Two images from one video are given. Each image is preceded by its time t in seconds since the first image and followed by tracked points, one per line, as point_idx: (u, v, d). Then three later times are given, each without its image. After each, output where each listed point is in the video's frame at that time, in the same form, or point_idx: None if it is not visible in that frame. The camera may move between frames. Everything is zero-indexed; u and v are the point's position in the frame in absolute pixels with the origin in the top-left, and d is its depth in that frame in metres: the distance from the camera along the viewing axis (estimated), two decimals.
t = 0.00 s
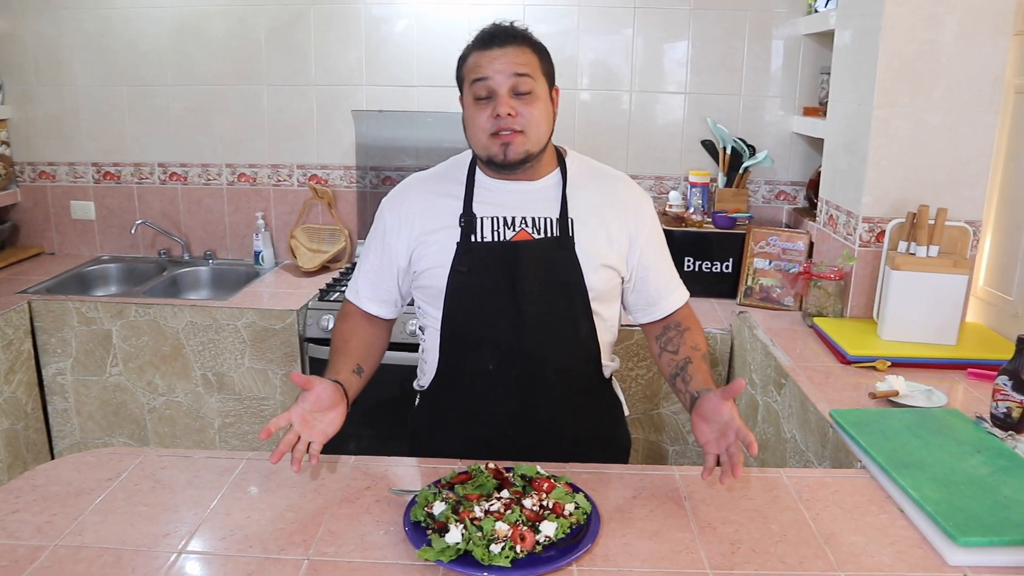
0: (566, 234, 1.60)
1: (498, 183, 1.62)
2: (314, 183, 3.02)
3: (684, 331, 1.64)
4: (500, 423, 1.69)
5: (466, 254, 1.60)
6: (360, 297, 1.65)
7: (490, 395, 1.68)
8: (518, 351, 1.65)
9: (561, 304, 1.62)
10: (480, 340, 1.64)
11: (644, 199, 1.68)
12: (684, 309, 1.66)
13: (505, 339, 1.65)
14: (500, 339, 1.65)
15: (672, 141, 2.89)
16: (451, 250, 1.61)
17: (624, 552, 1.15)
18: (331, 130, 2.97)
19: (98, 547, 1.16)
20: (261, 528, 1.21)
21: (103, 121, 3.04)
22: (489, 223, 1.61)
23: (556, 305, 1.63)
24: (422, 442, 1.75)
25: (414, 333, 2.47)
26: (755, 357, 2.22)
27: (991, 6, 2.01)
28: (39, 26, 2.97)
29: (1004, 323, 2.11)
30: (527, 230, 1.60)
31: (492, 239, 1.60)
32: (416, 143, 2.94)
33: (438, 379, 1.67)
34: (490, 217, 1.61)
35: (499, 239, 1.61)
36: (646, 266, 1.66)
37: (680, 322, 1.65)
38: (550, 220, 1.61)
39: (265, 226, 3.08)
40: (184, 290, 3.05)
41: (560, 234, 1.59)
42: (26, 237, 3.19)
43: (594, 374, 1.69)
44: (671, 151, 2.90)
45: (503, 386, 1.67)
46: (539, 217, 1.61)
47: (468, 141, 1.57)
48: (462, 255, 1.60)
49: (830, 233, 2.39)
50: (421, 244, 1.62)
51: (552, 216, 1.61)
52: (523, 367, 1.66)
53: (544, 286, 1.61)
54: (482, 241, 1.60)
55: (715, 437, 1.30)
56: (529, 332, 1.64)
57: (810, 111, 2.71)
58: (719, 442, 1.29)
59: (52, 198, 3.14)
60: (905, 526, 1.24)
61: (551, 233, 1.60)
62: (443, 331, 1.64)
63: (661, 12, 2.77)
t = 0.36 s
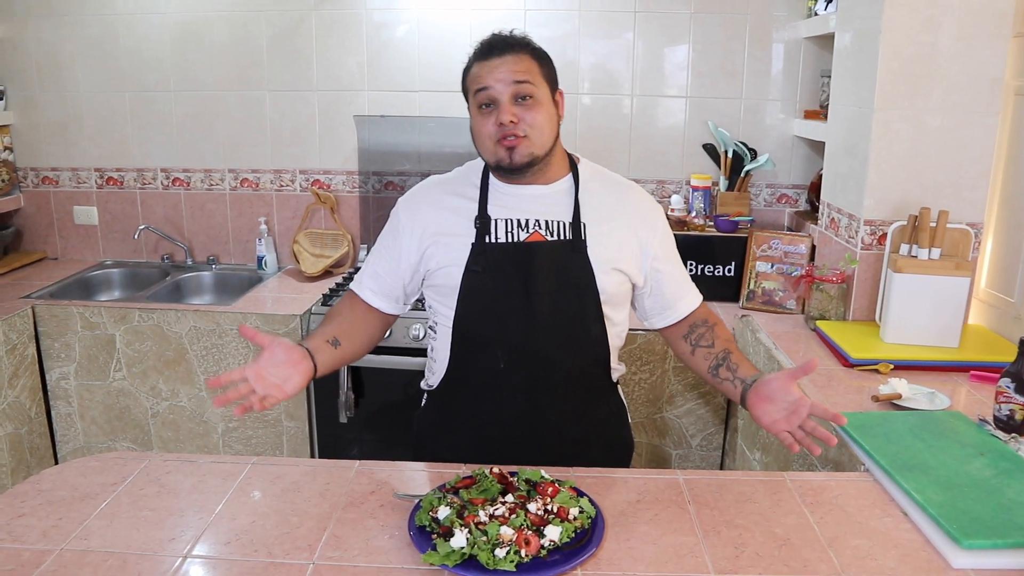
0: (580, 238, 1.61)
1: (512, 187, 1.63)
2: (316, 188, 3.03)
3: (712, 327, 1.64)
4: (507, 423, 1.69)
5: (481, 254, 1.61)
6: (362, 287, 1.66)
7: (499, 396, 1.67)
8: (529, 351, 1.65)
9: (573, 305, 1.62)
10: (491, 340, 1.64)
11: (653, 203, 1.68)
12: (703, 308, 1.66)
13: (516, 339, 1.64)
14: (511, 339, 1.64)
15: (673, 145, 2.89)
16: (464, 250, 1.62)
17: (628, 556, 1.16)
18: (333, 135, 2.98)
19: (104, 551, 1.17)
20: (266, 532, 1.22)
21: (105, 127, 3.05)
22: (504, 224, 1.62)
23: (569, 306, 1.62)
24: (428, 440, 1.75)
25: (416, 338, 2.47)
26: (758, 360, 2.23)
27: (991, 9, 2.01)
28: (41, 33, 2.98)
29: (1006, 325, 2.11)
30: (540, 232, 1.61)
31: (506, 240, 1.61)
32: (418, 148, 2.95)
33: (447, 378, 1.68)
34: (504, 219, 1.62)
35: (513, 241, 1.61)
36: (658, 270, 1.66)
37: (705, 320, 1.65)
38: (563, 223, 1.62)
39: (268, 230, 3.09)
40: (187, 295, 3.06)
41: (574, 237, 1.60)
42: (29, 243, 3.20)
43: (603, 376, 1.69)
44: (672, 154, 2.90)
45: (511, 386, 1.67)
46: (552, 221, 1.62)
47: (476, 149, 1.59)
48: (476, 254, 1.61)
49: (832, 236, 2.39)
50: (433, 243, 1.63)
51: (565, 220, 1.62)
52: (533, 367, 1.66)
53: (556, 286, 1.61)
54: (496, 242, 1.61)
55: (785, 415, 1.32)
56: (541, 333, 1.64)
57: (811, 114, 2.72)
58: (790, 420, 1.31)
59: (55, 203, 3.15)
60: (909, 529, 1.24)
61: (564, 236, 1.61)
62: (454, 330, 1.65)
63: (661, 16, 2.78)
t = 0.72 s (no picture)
0: (569, 248, 1.61)
1: (504, 198, 1.63)
2: (308, 196, 3.02)
3: (684, 344, 1.65)
4: (495, 430, 1.69)
5: (470, 263, 1.61)
6: (364, 299, 1.67)
7: (485, 403, 1.67)
8: (517, 358, 1.65)
9: (560, 313, 1.63)
10: (478, 348, 1.64)
11: (640, 216, 1.69)
12: (681, 323, 1.68)
13: (503, 347, 1.65)
14: (498, 346, 1.65)
15: (664, 154, 2.90)
16: (456, 259, 1.62)
17: (621, 564, 1.16)
18: (325, 144, 2.98)
19: (94, 563, 1.16)
20: (258, 542, 1.21)
21: (96, 136, 3.04)
22: (494, 234, 1.62)
23: (555, 314, 1.63)
24: (418, 448, 1.75)
25: (408, 347, 2.46)
26: (749, 368, 2.23)
27: (978, 21, 2.03)
28: (32, 42, 2.98)
29: (995, 333, 2.13)
30: (529, 242, 1.62)
31: (496, 250, 1.62)
32: (410, 157, 2.95)
33: (435, 386, 1.68)
34: (495, 228, 1.62)
35: (502, 251, 1.62)
36: (643, 283, 1.67)
37: (679, 335, 1.67)
38: (553, 234, 1.62)
39: (259, 239, 3.08)
40: (177, 304, 3.04)
41: (563, 248, 1.61)
42: (18, 252, 3.19)
43: (591, 384, 1.69)
44: (663, 164, 2.91)
45: (498, 394, 1.67)
46: (542, 232, 1.62)
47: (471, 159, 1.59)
48: (466, 263, 1.61)
49: (822, 245, 2.40)
50: (428, 251, 1.63)
51: (555, 231, 1.62)
52: (520, 374, 1.66)
53: (543, 294, 1.62)
54: (486, 251, 1.61)
55: (732, 443, 1.34)
56: (527, 341, 1.65)
57: (801, 124, 2.73)
58: (736, 448, 1.33)
59: (45, 213, 3.14)
60: (900, 536, 1.25)
61: (554, 247, 1.62)
62: (443, 338, 1.64)
63: (651, 27, 2.80)
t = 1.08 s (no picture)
0: (584, 235, 1.60)
1: (521, 187, 1.63)
2: (330, 189, 3.04)
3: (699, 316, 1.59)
4: (513, 416, 1.69)
5: (487, 250, 1.62)
6: (394, 297, 1.68)
7: (501, 389, 1.68)
8: (532, 344, 1.65)
9: (575, 299, 1.62)
10: (494, 334, 1.65)
11: (661, 207, 1.66)
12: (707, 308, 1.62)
13: (519, 332, 1.65)
14: (513, 331, 1.64)
15: (686, 146, 2.89)
16: (473, 247, 1.63)
17: (645, 556, 1.16)
18: (346, 137, 2.99)
19: (123, 552, 1.17)
20: (283, 532, 1.22)
21: (120, 130, 3.07)
22: (511, 222, 1.62)
23: (571, 299, 1.62)
24: (442, 434, 1.77)
25: (430, 339, 2.47)
26: (773, 361, 2.22)
27: (1008, 8, 2.00)
28: (57, 38, 3.01)
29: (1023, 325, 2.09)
30: (545, 230, 1.62)
31: (513, 238, 1.62)
32: (431, 149, 2.96)
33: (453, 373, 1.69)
34: (512, 217, 1.62)
35: (519, 238, 1.62)
36: (663, 268, 1.63)
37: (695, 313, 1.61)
38: (569, 221, 1.62)
39: (282, 232, 3.10)
40: (202, 297, 3.07)
41: (578, 235, 1.60)
42: (45, 246, 3.23)
43: (609, 372, 1.67)
44: (685, 155, 2.90)
45: (515, 380, 1.67)
46: (558, 220, 1.62)
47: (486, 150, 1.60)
48: (483, 250, 1.62)
49: (847, 236, 2.38)
50: (449, 242, 1.64)
51: (570, 219, 1.62)
52: (536, 360, 1.66)
53: (558, 280, 1.61)
54: (502, 239, 1.62)
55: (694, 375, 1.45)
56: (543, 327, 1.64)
57: (824, 114, 2.70)
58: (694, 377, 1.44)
59: (71, 207, 3.18)
60: (927, 530, 1.24)
61: (569, 234, 1.61)
62: (462, 327, 1.65)
63: (673, 17, 2.78)
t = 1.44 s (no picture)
0: (565, 226, 1.63)
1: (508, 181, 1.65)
2: (318, 186, 3.03)
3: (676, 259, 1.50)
4: (492, 407, 1.68)
5: (473, 240, 1.64)
6: (387, 286, 1.69)
7: (482, 379, 1.67)
8: (513, 333, 1.65)
9: (557, 287, 1.63)
10: (476, 322, 1.65)
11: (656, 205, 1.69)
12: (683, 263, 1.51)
13: (500, 321, 1.65)
14: (494, 319, 1.65)
15: (675, 143, 2.89)
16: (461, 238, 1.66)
17: (634, 551, 1.16)
18: (334, 134, 2.98)
19: (110, 550, 1.17)
20: (272, 529, 1.22)
21: (107, 127, 3.05)
22: (496, 214, 1.65)
23: (552, 287, 1.64)
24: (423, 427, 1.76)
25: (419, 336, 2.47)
26: (761, 357, 2.23)
27: (994, 5, 2.01)
28: (42, 33, 2.98)
29: (1009, 321, 2.11)
30: (528, 222, 1.64)
31: (497, 229, 1.64)
32: (420, 146, 2.96)
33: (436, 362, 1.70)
34: (497, 209, 1.65)
35: (502, 229, 1.64)
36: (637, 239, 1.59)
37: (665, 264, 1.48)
38: (551, 214, 1.64)
39: (271, 230, 3.09)
40: (190, 294, 3.06)
41: (559, 226, 1.63)
42: (31, 243, 3.20)
43: (590, 365, 1.67)
44: (674, 152, 2.90)
45: (495, 369, 1.66)
46: (541, 212, 1.64)
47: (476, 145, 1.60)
48: (468, 240, 1.64)
49: (834, 233, 2.39)
50: (441, 232, 1.67)
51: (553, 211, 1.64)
52: (517, 349, 1.66)
53: (540, 268, 1.63)
54: (488, 230, 1.64)
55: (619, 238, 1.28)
56: (524, 315, 1.64)
57: (812, 110, 2.71)
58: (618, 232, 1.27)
59: (57, 204, 3.15)
60: (913, 524, 1.24)
61: (551, 226, 1.64)
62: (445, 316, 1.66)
63: (662, 14, 2.78)
